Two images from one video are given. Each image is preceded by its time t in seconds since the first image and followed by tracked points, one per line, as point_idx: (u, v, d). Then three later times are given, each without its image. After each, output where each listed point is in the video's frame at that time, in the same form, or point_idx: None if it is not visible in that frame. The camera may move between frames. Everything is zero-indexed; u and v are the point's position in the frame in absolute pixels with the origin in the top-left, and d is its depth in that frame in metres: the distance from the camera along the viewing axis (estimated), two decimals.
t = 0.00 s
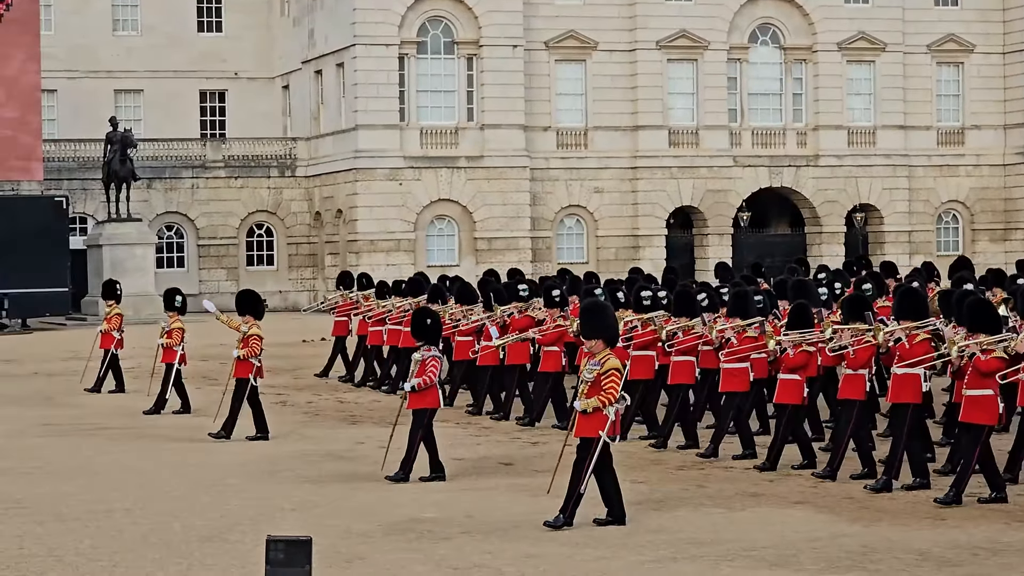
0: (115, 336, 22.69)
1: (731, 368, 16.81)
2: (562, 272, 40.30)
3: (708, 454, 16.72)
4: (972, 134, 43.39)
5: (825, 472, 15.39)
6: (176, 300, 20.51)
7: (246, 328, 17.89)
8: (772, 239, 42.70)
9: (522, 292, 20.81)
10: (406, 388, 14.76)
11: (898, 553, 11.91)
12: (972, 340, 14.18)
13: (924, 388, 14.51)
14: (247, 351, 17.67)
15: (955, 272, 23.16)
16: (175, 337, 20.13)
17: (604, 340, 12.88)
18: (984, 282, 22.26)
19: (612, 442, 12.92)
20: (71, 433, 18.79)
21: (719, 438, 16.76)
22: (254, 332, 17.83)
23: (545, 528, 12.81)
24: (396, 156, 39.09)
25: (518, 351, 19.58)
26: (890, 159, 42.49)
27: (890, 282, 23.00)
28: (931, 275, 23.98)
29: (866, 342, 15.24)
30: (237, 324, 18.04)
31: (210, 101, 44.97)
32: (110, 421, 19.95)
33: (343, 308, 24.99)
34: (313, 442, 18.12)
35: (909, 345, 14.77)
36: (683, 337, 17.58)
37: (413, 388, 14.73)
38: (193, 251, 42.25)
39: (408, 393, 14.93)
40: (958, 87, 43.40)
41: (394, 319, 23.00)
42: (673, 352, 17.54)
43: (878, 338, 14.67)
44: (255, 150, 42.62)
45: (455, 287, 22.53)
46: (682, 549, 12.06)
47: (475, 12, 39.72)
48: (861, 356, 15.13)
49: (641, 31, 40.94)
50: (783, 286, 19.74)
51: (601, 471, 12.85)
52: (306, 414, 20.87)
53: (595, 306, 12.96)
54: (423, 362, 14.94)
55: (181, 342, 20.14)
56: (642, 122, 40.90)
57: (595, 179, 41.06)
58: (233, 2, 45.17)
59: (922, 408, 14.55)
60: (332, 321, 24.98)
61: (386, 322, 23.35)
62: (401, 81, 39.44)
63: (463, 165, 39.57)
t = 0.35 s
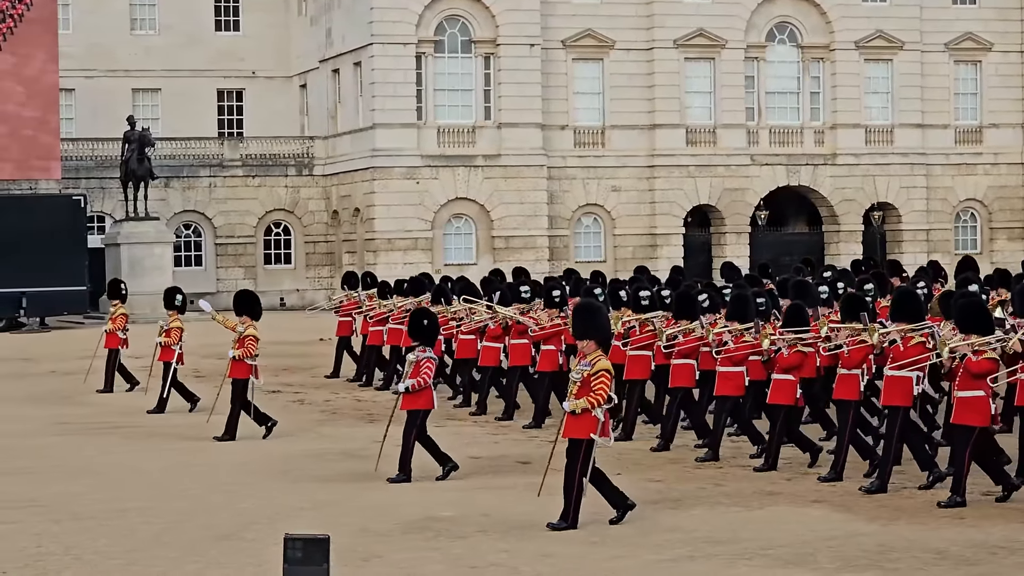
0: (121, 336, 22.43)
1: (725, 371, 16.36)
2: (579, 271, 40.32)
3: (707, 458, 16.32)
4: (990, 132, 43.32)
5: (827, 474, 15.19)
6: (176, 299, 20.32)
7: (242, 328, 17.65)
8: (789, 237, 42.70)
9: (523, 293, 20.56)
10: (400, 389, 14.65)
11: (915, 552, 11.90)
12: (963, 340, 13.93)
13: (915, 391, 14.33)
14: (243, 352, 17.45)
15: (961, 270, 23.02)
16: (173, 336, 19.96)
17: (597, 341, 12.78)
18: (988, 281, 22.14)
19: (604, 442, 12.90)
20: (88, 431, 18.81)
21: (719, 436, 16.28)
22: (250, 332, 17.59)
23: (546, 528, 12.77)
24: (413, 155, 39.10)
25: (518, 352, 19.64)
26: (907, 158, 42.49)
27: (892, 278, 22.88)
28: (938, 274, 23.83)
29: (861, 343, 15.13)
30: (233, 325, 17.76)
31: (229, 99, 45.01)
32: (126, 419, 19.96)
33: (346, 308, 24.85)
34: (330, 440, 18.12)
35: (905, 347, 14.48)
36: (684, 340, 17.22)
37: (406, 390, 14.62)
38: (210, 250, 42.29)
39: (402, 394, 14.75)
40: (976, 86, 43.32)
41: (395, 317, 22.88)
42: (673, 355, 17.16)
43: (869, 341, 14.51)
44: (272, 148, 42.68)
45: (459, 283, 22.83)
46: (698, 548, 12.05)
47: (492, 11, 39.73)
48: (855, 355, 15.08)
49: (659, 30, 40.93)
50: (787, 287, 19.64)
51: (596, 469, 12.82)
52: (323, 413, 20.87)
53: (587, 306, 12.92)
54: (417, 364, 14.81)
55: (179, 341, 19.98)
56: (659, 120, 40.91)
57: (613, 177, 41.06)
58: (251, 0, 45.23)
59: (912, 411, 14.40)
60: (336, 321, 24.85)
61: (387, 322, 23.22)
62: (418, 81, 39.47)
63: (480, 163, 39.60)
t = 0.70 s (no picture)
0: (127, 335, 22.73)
1: (724, 368, 16.29)
2: (595, 271, 40.32)
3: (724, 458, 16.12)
4: (1007, 132, 43.20)
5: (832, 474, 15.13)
6: (176, 297, 20.42)
7: (242, 326, 17.67)
8: (806, 237, 42.59)
9: (525, 291, 20.73)
10: (399, 386, 14.61)
11: (932, 552, 11.88)
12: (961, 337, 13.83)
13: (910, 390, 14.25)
14: (244, 350, 17.43)
15: (968, 268, 22.89)
16: (174, 334, 20.13)
17: (592, 339, 12.68)
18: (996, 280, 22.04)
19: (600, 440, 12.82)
20: (105, 431, 18.83)
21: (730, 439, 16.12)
22: (250, 330, 17.61)
23: (536, 527, 12.74)
24: (430, 155, 39.10)
25: (521, 350, 19.64)
26: (924, 158, 42.45)
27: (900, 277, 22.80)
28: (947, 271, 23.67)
29: (859, 339, 14.94)
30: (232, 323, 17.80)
31: (245, 99, 45.05)
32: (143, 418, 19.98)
33: (352, 306, 24.81)
34: (345, 440, 18.13)
35: (897, 345, 14.36)
36: (683, 337, 17.01)
37: (405, 387, 14.58)
38: (227, 249, 42.33)
39: (401, 392, 14.74)
40: (993, 86, 43.24)
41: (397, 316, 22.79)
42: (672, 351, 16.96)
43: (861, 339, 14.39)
44: (289, 148, 42.71)
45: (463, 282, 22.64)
46: (714, 548, 12.05)
47: (509, 11, 39.72)
48: (854, 354, 14.90)
49: (675, 30, 40.92)
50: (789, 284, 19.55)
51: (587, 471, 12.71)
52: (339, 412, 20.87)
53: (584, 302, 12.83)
54: (417, 360, 14.73)
55: (180, 339, 20.14)
56: (676, 120, 40.91)
57: (629, 177, 41.04)
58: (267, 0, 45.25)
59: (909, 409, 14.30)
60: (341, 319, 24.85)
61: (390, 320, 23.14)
62: (435, 81, 39.48)
63: (496, 163, 39.60)
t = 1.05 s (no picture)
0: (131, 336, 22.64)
1: (729, 370, 15.97)
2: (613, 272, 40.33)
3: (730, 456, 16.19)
4: None
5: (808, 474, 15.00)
6: (181, 299, 20.40)
7: (245, 328, 17.46)
8: (824, 238, 42.43)
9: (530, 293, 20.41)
10: (400, 389, 14.49)
11: (951, 553, 11.86)
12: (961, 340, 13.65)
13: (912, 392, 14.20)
14: (247, 352, 17.29)
15: (977, 270, 22.77)
16: (179, 336, 20.15)
17: (591, 342, 12.55)
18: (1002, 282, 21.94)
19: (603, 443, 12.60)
20: (123, 431, 18.85)
21: (708, 435, 16.26)
22: (252, 332, 17.41)
23: (524, 529, 12.60)
24: (448, 154, 39.11)
25: (526, 352, 19.55)
26: (942, 158, 42.39)
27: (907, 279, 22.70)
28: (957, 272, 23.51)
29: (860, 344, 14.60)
30: (234, 324, 17.56)
31: (263, 99, 45.11)
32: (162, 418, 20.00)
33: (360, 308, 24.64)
34: (363, 440, 18.12)
35: (897, 348, 14.31)
36: (687, 338, 16.77)
37: (406, 390, 14.47)
38: (245, 249, 42.37)
39: (401, 395, 14.59)
40: (1011, 85, 43.14)
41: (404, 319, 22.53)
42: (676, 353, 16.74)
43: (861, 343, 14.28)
44: (306, 148, 42.74)
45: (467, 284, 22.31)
46: (732, 548, 12.03)
47: (526, 11, 39.72)
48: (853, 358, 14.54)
49: (693, 30, 40.90)
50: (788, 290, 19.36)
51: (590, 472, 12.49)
52: (356, 411, 20.87)
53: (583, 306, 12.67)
54: (417, 364, 14.61)
55: (185, 341, 20.17)
56: (693, 120, 40.88)
57: (646, 177, 41.03)
58: None
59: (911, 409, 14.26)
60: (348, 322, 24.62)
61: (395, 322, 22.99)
62: (453, 81, 39.50)
63: (514, 163, 39.59)
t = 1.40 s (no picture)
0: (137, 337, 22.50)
1: (732, 375, 15.57)
2: (637, 273, 40.33)
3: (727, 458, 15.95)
4: None
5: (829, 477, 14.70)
6: (187, 300, 20.37)
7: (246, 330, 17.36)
8: (848, 240, 42.22)
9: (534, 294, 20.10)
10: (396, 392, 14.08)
11: (977, 556, 11.83)
12: (952, 345, 13.36)
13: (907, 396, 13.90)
14: (247, 353, 17.17)
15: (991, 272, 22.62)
16: (184, 336, 20.01)
17: (589, 345, 12.39)
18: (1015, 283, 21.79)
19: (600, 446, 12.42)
20: (149, 431, 18.89)
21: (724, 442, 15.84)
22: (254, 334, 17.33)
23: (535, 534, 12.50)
24: (472, 155, 39.14)
25: (530, 353, 19.09)
26: (966, 158, 42.26)
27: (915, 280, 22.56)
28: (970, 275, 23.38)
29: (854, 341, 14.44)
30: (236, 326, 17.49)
31: (286, 100, 45.20)
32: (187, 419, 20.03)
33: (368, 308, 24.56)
34: (388, 441, 18.12)
35: (891, 351, 14.01)
36: (688, 343, 16.43)
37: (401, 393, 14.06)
38: (269, 250, 42.40)
39: (397, 397, 14.24)
40: None
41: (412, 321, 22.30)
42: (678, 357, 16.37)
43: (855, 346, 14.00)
44: (330, 149, 42.77)
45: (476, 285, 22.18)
46: (758, 550, 12.02)
47: (551, 12, 39.74)
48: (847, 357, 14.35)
49: (717, 31, 40.89)
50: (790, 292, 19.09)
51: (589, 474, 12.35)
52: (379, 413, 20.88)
53: (581, 310, 12.49)
54: (413, 366, 14.22)
55: (190, 342, 20.02)
56: (717, 121, 40.86)
57: (670, 178, 41.02)
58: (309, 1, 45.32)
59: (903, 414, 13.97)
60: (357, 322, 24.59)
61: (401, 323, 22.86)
62: (477, 81, 39.53)
63: (538, 164, 39.60)
